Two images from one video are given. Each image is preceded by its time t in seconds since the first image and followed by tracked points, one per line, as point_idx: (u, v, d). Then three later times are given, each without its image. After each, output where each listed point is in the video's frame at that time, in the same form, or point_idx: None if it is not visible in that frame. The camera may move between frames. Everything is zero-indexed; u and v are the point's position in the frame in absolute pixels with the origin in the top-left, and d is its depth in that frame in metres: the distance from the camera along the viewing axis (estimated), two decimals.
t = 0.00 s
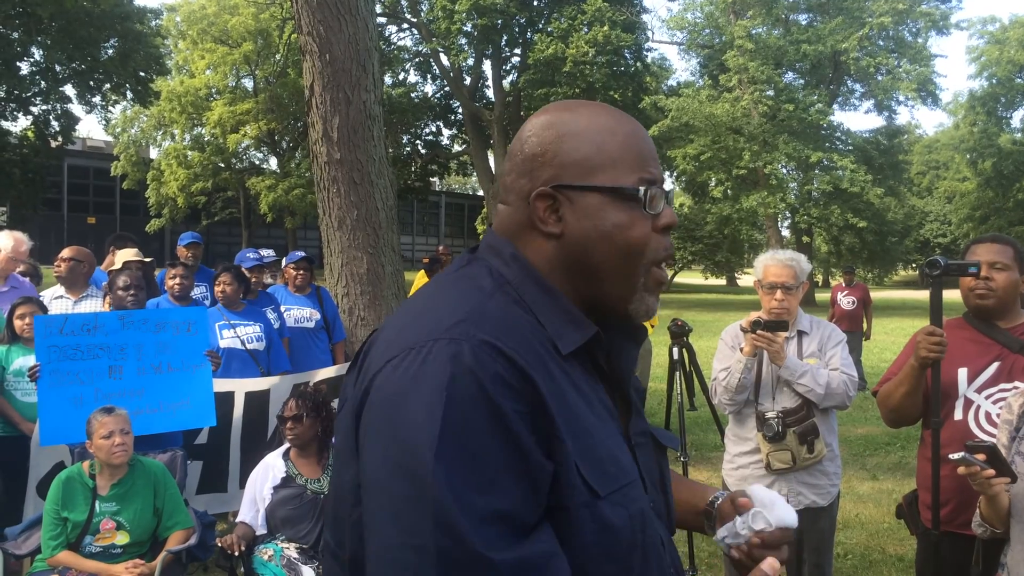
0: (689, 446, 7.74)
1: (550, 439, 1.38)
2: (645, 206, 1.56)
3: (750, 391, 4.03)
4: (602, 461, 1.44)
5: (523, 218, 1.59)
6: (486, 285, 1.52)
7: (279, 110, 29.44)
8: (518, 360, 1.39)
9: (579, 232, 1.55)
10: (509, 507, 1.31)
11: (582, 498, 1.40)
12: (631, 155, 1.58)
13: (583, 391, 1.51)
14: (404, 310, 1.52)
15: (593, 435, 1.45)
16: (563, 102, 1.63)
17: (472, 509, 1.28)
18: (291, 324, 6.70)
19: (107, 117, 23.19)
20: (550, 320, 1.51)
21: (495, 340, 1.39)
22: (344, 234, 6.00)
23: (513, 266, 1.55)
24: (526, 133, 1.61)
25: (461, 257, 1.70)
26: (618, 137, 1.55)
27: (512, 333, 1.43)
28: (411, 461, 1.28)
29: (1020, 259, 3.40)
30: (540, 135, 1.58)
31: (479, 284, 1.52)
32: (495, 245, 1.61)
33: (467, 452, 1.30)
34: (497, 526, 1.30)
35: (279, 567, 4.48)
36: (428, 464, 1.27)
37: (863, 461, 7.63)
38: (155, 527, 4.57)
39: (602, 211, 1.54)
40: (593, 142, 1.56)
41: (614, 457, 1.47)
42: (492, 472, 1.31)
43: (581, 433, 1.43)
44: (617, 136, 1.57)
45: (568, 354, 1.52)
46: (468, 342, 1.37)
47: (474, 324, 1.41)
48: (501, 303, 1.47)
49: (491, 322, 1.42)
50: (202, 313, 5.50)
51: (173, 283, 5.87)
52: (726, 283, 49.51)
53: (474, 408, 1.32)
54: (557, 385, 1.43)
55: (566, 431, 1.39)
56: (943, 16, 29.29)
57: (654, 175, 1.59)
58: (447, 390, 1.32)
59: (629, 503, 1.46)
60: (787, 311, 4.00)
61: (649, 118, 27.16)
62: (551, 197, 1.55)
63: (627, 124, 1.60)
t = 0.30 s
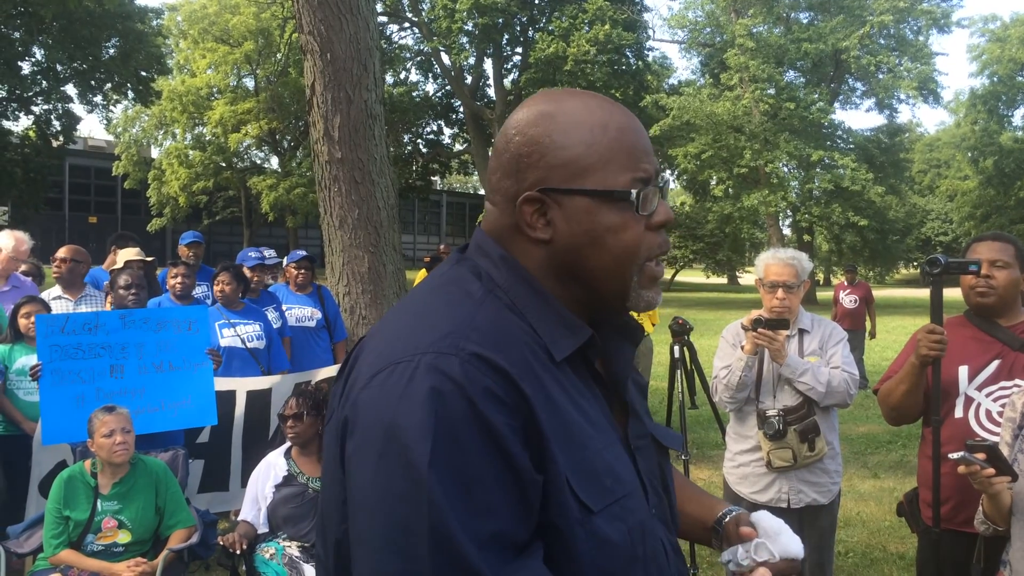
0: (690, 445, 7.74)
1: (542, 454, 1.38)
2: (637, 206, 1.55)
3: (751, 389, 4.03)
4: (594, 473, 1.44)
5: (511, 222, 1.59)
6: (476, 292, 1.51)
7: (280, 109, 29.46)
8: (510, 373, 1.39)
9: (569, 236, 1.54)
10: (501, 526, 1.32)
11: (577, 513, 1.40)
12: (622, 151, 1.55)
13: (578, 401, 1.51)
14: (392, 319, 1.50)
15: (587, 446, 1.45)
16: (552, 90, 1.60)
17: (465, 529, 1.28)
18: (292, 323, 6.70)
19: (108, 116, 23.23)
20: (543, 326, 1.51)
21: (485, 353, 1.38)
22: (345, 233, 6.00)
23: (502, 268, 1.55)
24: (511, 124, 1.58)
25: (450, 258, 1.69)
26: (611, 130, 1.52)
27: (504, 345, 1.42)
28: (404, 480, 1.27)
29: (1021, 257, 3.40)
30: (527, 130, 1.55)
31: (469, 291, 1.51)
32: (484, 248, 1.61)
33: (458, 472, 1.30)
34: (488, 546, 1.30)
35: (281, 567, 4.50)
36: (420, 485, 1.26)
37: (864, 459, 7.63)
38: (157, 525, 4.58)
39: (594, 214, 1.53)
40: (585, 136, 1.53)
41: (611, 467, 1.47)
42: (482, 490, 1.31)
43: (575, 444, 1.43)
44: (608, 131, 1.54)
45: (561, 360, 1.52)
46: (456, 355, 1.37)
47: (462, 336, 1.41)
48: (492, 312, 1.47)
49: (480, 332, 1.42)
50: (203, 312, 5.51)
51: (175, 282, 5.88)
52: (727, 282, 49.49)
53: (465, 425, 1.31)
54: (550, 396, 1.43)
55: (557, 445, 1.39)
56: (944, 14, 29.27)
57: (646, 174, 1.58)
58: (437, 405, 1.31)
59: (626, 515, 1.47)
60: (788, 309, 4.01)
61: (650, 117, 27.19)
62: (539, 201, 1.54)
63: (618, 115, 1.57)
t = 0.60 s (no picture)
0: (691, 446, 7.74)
1: (542, 459, 1.38)
2: (628, 197, 1.54)
3: (751, 390, 4.04)
4: (599, 477, 1.44)
5: (507, 224, 1.60)
6: (477, 296, 1.52)
7: (281, 110, 29.53)
8: (508, 379, 1.39)
9: (566, 235, 1.55)
10: (499, 533, 1.33)
11: (578, 518, 1.40)
12: (609, 140, 1.55)
13: (583, 404, 1.50)
14: (395, 322, 1.52)
15: (591, 449, 1.45)
16: (537, 86, 1.59)
17: (462, 538, 1.29)
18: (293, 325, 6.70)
19: (109, 117, 23.27)
20: (545, 326, 1.52)
21: (482, 358, 1.39)
22: (346, 234, 6.01)
23: (503, 271, 1.56)
24: (502, 123, 1.58)
25: (455, 259, 1.70)
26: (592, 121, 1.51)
27: (502, 349, 1.43)
28: (400, 482, 1.28)
29: (1022, 259, 3.40)
30: (514, 131, 1.55)
31: (470, 295, 1.52)
32: (486, 251, 1.62)
33: (454, 481, 1.30)
34: (484, 553, 1.31)
35: (282, 568, 4.50)
36: (417, 491, 1.27)
37: (864, 460, 7.63)
38: (159, 526, 4.58)
39: (586, 208, 1.53)
40: (569, 129, 1.52)
41: (616, 470, 1.48)
42: (479, 497, 1.32)
43: (579, 448, 1.43)
44: (592, 122, 1.53)
45: (565, 360, 1.52)
46: (453, 360, 1.37)
47: (461, 341, 1.41)
48: (491, 316, 1.48)
49: (478, 337, 1.42)
50: (204, 313, 5.52)
51: (176, 284, 5.88)
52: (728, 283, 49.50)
53: (461, 433, 1.32)
54: (551, 401, 1.43)
55: (558, 450, 1.39)
56: (944, 15, 29.27)
57: (637, 163, 1.57)
58: (433, 412, 1.32)
59: (632, 520, 1.47)
60: (788, 311, 4.01)
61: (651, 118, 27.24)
62: (530, 202, 1.55)
63: (603, 105, 1.56)
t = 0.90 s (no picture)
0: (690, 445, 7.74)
1: (544, 454, 1.41)
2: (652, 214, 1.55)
3: (751, 392, 4.04)
4: (606, 478, 1.45)
5: (534, 228, 1.63)
6: (498, 294, 1.56)
7: (282, 111, 29.55)
8: (514, 375, 1.42)
9: (591, 243, 1.56)
10: (493, 525, 1.36)
11: (579, 516, 1.41)
12: (642, 154, 1.56)
13: (598, 402, 1.51)
14: (416, 318, 1.57)
15: (601, 451, 1.46)
16: (582, 97, 1.62)
17: (454, 522, 1.34)
18: (295, 325, 6.70)
19: (110, 118, 23.27)
20: (563, 327, 1.53)
21: (489, 355, 1.42)
22: (347, 235, 6.02)
23: (530, 272, 1.59)
24: (542, 132, 1.61)
25: (488, 256, 1.74)
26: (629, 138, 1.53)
27: (513, 348, 1.46)
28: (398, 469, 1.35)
29: (1022, 261, 3.41)
30: (551, 139, 1.58)
31: (491, 292, 1.56)
32: (515, 250, 1.65)
33: (451, 468, 1.35)
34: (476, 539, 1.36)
35: (282, 568, 4.50)
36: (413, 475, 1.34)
37: (865, 462, 7.64)
38: (159, 526, 4.59)
39: (613, 220, 1.55)
40: (606, 145, 1.55)
41: (624, 471, 1.48)
42: (478, 489, 1.36)
43: (587, 447, 1.44)
44: (628, 137, 1.54)
45: (582, 361, 1.53)
46: (462, 356, 1.42)
47: (472, 337, 1.45)
48: (507, 314, 1.51)
49: (489, 334, 1.46)
50: (206, 314, 5.53)
51: (178, 285, 5.89)
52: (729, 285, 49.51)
53: (460, 425, 1.37)
54: (558, 399, 1.45)
55: (560, 446, 1.41)
56: (945, 17, 29.29)
57: (667, 179, 1.58)
58: (433, 406, 1.37)
59: (634, 520, 1.47)
60: (789, 312, 4.01)
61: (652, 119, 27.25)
62: (560, 208, 1.57)
63: (642, 122, 1.57)
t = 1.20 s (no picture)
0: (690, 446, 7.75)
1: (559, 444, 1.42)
2: (634, 198, 1.57)
3: (749, 391, 4.05)
4: (612, 466, 1.46)
5: (528, 228, 1.65)
6: (506, 291, 1.57)
7: (280, 111, 29.58)
8: (525, 367, 1.43)
9: (581, 235, 1.59)
10: (520, 514, 1.38)
11: (587, 503, 1.42)
12: (618, 146, 1.58)
13: (602, 392, 1.53)
14: (425, 320, 1.57)
15: (606, 438, 1.48)
16: (558, 99, 1.65)
17: (481, 515, 1.34)
18: (294, 326, 6.70)
19: (109, 118, 23.30)
20: (565, 319, 1.54)
21: (503, 348, 1.44)
22: (346, 236, 6.03)
23: (531, 270, 1.61)
24: (526, 135, 1.64)
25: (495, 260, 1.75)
26: (602, 131, 1.55)
27: (526, 340, 1.47)
28: (427, 461, 1.35)
29: (1019, 261, 3.42)
30: (538, 141, 1.61)
31: (499, 290, 1.57)
32: (516, 252, 1.67)
33: (473, 460, 1.36)
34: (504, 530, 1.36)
35: (282, 568, 4.50)
36: (438, 467, 1.34)
37: (863, 461, 7.65)
38: (158, 526, 4.59)
39: (597, 209, 1.57)
40: (585, 139, 1.57)
41: (627, 460, 1.49)
42: (503, 481, 1.37)
43: (590, 435, 1.45)
44: (603, 131, 1.58)
45: (585, 351, 1.54)
46: (476, 351, 1.43)
47: (484, 333, 1.46)
48: (516, 309, 1.52)
49: (501, 329, 1.47)
50: (205, 314, 5.53)
51: (176, 285, 5.89)
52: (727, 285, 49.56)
53: (482, 417, 1.37)
54: (566, 389, 1.46)
55: (572, 435, 1.43)
56: (942, 17, 29.35)
57: (647, 166, 1.60)
58: (454, 400, 1.38)
59: (642, 506, 1.48)
60: (786, 313, 4.02)
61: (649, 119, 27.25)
62: (548, 206, 1.60)
63: (615, 115, 1.60)
